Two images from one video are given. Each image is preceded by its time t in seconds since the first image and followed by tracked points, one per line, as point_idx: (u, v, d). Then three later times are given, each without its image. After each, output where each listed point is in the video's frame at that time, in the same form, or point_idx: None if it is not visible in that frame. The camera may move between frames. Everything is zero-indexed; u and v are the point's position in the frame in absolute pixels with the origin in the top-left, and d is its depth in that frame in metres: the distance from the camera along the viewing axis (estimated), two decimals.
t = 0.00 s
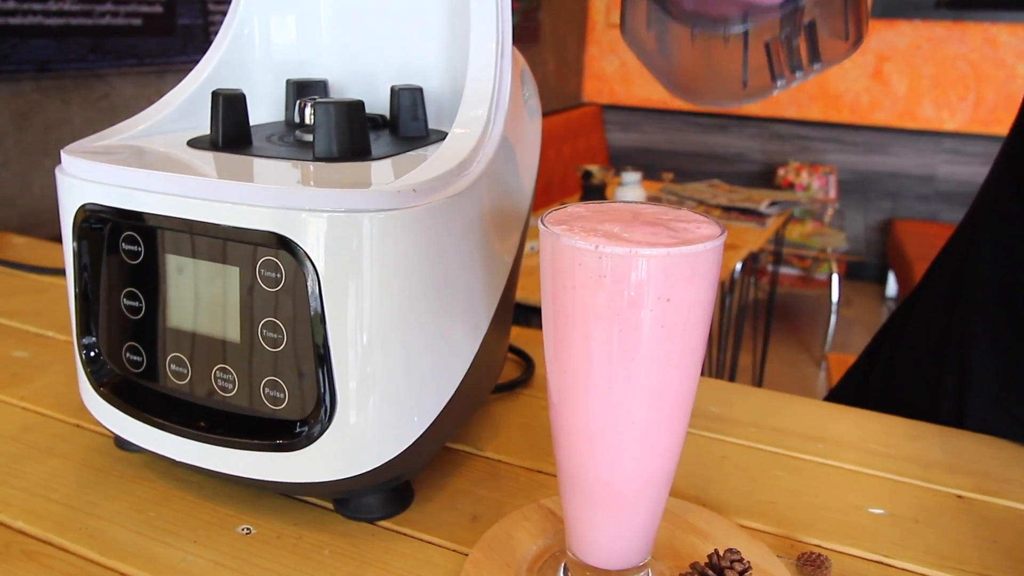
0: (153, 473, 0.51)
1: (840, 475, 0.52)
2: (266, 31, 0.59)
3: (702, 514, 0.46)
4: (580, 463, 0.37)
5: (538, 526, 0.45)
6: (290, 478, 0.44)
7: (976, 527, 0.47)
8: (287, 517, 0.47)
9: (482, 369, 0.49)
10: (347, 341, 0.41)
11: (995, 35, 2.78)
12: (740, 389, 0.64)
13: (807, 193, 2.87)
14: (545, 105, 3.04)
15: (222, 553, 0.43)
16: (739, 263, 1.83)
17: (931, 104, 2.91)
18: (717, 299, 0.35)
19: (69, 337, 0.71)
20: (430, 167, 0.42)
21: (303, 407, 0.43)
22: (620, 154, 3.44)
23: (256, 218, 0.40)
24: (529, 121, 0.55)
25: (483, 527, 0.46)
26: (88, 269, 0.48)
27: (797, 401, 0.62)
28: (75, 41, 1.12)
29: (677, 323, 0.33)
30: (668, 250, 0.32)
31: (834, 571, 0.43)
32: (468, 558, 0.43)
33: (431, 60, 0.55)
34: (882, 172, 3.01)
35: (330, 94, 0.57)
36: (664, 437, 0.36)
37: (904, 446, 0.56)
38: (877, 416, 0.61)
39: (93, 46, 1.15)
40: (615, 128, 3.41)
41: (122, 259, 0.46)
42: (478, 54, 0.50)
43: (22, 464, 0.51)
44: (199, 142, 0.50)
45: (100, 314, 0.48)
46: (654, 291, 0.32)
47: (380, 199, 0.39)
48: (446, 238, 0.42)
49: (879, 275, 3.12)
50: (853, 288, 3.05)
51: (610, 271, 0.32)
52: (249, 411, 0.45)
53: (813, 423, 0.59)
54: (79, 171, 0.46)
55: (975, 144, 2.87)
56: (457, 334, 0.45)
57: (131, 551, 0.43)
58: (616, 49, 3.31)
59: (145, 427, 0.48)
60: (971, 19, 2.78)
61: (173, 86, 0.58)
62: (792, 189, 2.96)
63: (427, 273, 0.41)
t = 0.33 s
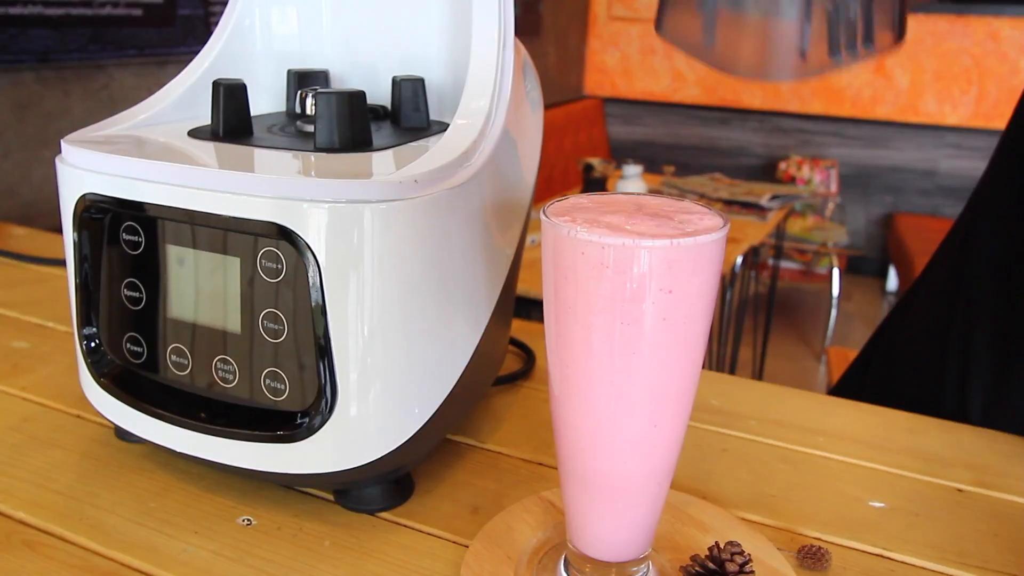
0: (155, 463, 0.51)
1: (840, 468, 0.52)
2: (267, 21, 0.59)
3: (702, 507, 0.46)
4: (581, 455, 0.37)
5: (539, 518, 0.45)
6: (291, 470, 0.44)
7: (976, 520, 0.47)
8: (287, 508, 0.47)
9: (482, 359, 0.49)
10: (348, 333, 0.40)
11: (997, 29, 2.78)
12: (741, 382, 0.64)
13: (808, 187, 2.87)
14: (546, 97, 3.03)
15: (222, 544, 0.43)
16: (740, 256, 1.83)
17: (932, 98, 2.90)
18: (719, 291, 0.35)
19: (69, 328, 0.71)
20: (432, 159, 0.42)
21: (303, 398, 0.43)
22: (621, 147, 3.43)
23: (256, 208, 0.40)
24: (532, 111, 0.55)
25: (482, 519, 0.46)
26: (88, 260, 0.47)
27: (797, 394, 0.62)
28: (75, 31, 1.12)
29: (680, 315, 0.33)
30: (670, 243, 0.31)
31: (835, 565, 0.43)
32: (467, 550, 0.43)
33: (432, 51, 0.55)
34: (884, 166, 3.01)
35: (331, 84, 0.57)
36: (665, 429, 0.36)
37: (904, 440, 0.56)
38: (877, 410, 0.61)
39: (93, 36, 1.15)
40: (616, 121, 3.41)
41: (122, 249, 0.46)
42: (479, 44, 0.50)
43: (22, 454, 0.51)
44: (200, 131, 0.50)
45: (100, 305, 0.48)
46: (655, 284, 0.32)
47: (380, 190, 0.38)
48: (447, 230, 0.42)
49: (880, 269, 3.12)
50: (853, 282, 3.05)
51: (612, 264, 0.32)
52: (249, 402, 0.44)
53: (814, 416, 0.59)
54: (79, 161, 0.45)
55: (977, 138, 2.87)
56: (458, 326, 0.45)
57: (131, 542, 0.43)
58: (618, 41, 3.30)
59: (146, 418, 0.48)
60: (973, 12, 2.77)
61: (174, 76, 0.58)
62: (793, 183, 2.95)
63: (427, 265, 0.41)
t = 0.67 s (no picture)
0: (155, 457, 0.51)
1: (839, 462, 0.52)
2: (266, 15, 0.58)
3: (702, 501, 0.46)
4: (581, 449, 0.37)
5: (539, 513, 0.45)
6: (291, 464, 0.44)
7: (975, 514, 0.47)
8: (287, 502, 0.47)
9: (482, 354, 0.49)
10: (348, 327, 0.40)
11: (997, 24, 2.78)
12: (740, 376, 0.64)
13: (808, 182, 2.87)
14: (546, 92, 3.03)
15: (223, 538, 0.43)
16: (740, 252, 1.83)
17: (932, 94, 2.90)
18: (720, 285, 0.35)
19: (69, 322, 0.71)
20: (432, 153, 0.42)
21: (303, 392, 0.43)
22: (621, 142, 3.43)
23: (256, 202, 0.39)
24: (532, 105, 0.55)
25: (482, 513, 0.46)
26: (88, 254, 0.47)
27: (797, 388, 0.62)
28: (74, 26, 1.12)
29: (680, 308, 0.33)
30: (671, 238, 0.31)
31: (834, 558, 0.43)
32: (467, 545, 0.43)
33: (432, 44, 0.55)
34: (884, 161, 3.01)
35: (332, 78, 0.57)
36: (665, 423, 0.36)
37: (903, 434, 0.56)
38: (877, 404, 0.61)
39: (93, 31, 1.14)
40: (616, 116, 3.40)
41: (121, 243, 0.46)
42: (480, 38, 0.49)
43: (22, 448, 0.51)
44: (199, 125, 0.50)
45: (100, 299, 0.48)
46: (656, 279, 0.32)
47: (380, 184, 0.38)
48: (447, 224, 0.42)
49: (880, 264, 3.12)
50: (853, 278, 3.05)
51: (612, 257, 0.32)
52: (250, 397, 0.44)
53: (813, 410, 0.59)
54: (79, 154, 0.45)
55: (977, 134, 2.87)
56: (458, 320, 0.45)
57: (132, 536, 0.43)
58: (617, 37, 3.29)
59: (146, 412, 0.48)
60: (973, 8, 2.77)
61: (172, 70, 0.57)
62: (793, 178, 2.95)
63: (427, 259, 0.41)
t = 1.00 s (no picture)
0: (155, 450, 0.51)
1: (840, 455, 0.52)
2: (267, 9, 0.58)
3: (703, 495, 0.46)
4: (581, 443, 0.37)
5: (540, 506, 0.45)
6: (291, 457, 0.44)
7: (976, 507, 0.47)
8: (287, 495, 0.47)
9: (483, 346, 0.49)
10: (348, 321, 0.40)
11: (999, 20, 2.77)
12: (741, 370, 0.64)
13: (809, 177, 2.86)
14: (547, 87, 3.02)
15: (224, 531, 0.43)
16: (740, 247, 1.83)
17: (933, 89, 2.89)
18: (721, 278, 0.35)
19: (69, 316, 0.71)
20: (432, 146, 0.42)
21: (304, 385, 0.43)
22: (622, 137, 3.42)
23: (256, 195, 0.39)
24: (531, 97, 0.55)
25: (482, 506, 0.46)
26: (88, 247, 0.47)
27: (797, 382, 0.62)
28: (75, 20, 1.11)
29: (681, 302, 0.33)
30: (672, 230, 0.31)
31: (835, 552, 0.43)
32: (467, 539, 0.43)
33: (433, 37, 0.55)
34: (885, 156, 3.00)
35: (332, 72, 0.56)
36: (665, 416, 0.36)
37: (903, 428, 0.56)
38: (877, 398, 0.61)
39: (92, 24, 1.14)
40: (617, 111, 3.40)
41: (121, 237, 0.46)
42: (480, 31, 0.49)
43: (22, 441, 0.51)
44: (198, 119, 0.50)
45: (100, 292, 0.48)
46: (657, 272, 0.32)
47: (381, 177, 0.38)
48: (448, 217, 0.42)
49: (881, 259, 3.12)
50: (854, 273, 3.05)
51: (614, 249, 0.32)
52: (250, 390, 0.44)
53: (814, 404, 0.59)
54: (78, 148, 0.45)
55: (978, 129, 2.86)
56: (459, 314, 0.45)
57: (132, 529, 0.43)
58: (618, 31, 3.28)
59: (146, 406, 0.48)
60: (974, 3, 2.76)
61: (172, 63, 0.57)
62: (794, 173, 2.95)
63: (428, 252, 0.41)
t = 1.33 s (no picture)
0: (155, 440, 0.51)
1: (840, 445, 0.52)
2: None
3: (704, 484, 0.46)
4: (582, 432, 0.37)
5: (540, 495, 0.45)
6: (291, 446, 0.44)
7: (976, 497, 0.47)
8: (288, 484, 0.47)
9: (483, 335, 0.49)
10: (348, 311, 0.40)
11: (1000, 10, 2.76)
12: (742, 360, 0.64)
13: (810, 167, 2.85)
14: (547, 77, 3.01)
15: (224, 520, 0.43)
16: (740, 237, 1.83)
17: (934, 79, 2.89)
18: (722, 266, 0.34)
19: (68, 306, 0.71)
20: (432, 134, 0.42)
21: (304, 374, 0.43)
22: (622, 128, 3.41)
23: (256, 184, 0.39)
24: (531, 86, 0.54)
25: (482, 496, 0.46)
26: (87, 236, 0.47)
27: (797, 372, 0.62)
28: (74, 9, 1.10)
29: (682, 290, 0.33)
30: (674, 218, 0.31)
31: (835, 541, 0.43)
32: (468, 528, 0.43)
33: (433, 25, 0.54)
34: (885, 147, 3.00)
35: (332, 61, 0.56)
36: (666, 405, 0.36)
37: (903, 417, 0.56)
38: (877, 387, 0.61)
39: (91, 14, 1.13)
40: (617, 101, 3.38)
41: (121, 226, 0.46)
42: (480, 19, 0.49)
43: (23, 430, 0.51)
44: (198, 107, 0.50)
45: (100, 281, 0.48)
46: (658, 260, 0.32)
47: (381, 165, 0.38)
48: (448, 206, 0.42)
49: (881, 250, 3.12)
50: (854, 264, 3.05)
51: (614, 238, 0.32)
52: (250, 379, 0.44)
53: (814, 394, 0.59)
54: (77, 136, 0.45)
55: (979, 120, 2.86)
56: (459, 304, 0.45)
57: (133, 518, 0.43)
58: (619, 21, 3.27)
59: (146, 395, 0.48)
60: None
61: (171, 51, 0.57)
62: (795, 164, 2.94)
63: (428, 241, 0.41)
